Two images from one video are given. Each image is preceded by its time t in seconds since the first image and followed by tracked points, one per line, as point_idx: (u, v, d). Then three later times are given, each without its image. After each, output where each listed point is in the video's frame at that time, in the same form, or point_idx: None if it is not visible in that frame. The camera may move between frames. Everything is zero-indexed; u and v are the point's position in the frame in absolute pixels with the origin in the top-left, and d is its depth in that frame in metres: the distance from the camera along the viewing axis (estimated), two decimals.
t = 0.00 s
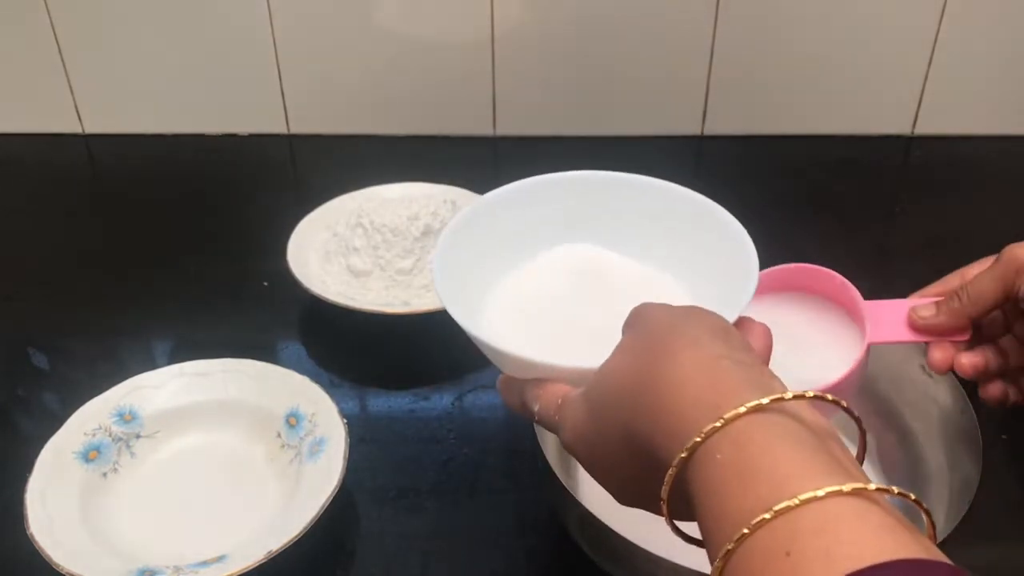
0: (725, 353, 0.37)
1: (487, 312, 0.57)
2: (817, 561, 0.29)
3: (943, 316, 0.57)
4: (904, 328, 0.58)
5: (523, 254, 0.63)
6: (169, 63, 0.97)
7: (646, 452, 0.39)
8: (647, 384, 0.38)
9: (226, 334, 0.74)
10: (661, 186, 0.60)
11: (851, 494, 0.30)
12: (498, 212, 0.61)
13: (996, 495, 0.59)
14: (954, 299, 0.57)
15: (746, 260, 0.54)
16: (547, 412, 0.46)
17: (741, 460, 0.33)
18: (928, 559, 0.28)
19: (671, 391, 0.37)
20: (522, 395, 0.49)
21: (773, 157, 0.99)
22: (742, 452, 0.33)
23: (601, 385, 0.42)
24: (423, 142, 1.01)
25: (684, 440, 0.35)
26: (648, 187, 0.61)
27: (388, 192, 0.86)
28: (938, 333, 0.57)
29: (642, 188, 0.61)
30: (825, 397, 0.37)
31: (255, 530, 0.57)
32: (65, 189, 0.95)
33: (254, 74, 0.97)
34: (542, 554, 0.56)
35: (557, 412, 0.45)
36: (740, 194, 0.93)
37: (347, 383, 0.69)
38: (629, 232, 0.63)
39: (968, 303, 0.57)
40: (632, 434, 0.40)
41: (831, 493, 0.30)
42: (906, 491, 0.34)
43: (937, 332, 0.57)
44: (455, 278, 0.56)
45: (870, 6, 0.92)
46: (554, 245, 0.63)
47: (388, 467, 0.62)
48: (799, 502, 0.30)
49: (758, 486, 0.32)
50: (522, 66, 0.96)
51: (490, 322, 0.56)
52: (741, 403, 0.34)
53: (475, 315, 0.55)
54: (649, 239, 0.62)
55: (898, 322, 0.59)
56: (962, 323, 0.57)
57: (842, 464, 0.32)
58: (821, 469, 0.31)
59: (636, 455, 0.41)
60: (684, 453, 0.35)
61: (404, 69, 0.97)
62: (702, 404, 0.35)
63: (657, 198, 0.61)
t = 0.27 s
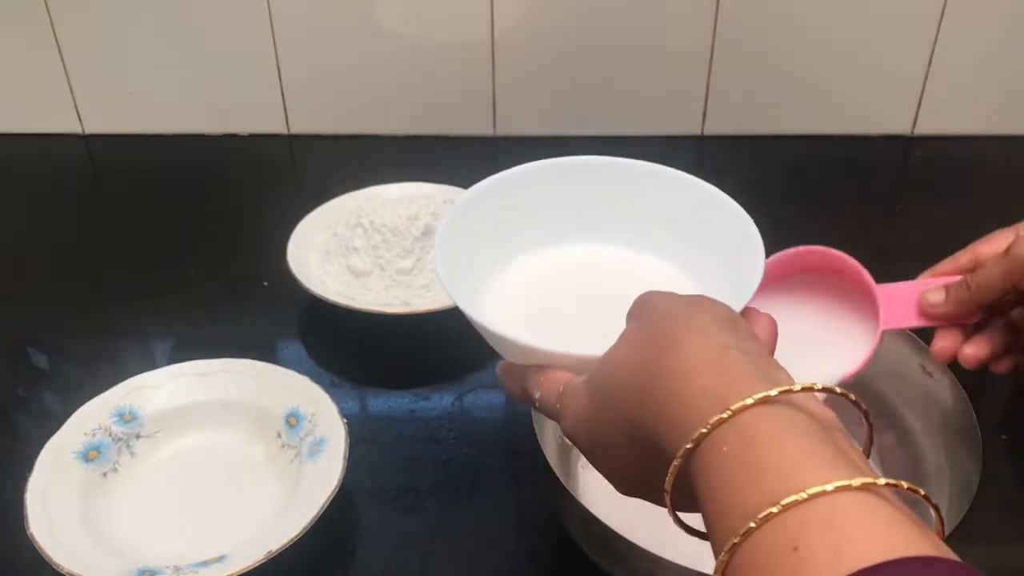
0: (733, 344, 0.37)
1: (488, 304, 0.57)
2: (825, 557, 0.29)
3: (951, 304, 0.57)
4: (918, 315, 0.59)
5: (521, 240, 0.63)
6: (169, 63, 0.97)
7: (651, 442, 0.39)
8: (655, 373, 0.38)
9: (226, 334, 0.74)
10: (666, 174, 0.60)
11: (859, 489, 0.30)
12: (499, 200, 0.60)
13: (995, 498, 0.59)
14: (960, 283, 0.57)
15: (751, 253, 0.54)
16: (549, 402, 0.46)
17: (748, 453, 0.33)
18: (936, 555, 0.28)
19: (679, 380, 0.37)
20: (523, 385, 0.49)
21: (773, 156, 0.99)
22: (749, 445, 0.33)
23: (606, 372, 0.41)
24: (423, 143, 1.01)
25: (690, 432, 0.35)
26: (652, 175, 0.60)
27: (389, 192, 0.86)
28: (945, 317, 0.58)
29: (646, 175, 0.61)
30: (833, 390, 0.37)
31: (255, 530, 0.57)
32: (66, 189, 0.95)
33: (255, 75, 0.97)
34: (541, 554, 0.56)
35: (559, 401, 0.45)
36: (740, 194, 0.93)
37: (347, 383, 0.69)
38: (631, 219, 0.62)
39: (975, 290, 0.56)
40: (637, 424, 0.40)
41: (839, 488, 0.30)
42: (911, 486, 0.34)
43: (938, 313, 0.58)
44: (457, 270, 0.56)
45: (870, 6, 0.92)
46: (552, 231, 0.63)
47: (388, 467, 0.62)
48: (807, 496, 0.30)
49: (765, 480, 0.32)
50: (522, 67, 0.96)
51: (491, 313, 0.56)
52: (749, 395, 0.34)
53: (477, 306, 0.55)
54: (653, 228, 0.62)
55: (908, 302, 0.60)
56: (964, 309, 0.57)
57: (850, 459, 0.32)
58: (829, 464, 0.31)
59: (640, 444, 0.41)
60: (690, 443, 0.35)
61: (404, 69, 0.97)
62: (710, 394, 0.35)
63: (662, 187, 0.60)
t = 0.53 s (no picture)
0: (738, 342, 0.37)
1: (489, 299, 0.57)
2: (833, 555, 0.28)
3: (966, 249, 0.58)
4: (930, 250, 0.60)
5: (521, 233, 0.62)
6: (169, 63, 0.97)
7: (653, 440, 0.39)
8: (658, 368, 0.38)
9: (226, 334, 0.74)
10: (668, 172, 0.60)
11: (865, 490, 0.30)
12: (499, 193, 0.60)
13: (995, 498, 0.59)
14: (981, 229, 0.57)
15: (753, 247, 0.54)
16: (549, 398, 0.46)
17: (754, 452, 0.33)
18: (944, 556, 0.28)
19: (684, 375, 0.37)
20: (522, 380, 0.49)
21: (773, 156, 0.99)
22: (755, 443, 0.33)
23: (608, 367, 0.41)
24: (423, 143, 1.01)
25: (695, 430, 0.35)
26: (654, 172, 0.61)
27: (389, 192, 0.86)
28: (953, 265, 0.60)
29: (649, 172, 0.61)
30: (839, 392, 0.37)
31: (255, 530, 0.57)
32: (66, 189, 0.95)
33: (255, 75, 0.97)
34: (541, 554, 0.56)
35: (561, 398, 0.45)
36: (740, 194, 0.93)
37: (347, 383, 0.69)
38: (633, 216, 0.62)
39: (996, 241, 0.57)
40: (638, 420, 0.40)
41: (846, 489, 0.30)
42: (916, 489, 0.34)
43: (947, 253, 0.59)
44: (457, 262, 0.56)
45: (870, 6, 0.92)
46: (552, 224, 0.63)
47: (388, 467, 0.62)
48: (814, 496, 0.30)
49: (771, 480, 0.31)
50: (522, 67, 0.96)
51: (492, 307, 0.56)
52: (755, 394, 0.34)
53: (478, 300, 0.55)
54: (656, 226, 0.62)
55: (917, 240, 0.61)
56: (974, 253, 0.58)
57: (855, 459, 0.32)
58: (836, 465, 0.31)
59: (641, 440, 0.40)
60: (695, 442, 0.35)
61: (404, 69, 0.97)
62: (716, 391, 0.35)
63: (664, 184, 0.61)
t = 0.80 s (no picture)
0: (738, 345, 0.37)
1: (486, 300, 0.57)
2: (836, 562, 0.28)
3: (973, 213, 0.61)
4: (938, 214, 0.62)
5: (519, 235, 0.63)
6: (169, 64, 0.97)
7: (652, 443, 0.39)
8: (658, 370, 0.38)
9: (227, 334, 0.74)
10: (667, 173, 0.60)
11: (868, 496, 0.30)
12: (497, 194, 0.60)
13: (996, 496, 0.59)
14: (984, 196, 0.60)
15: (752, 248, 0.54)
16: (548, 400, 0.46)
17: (755, 458, 0.33)
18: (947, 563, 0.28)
19: (684, 377, 0.37)
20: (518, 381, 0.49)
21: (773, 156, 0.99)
22: (756, 448, 0.33)
23: (607, 369, 0.41)
24: (423, 143, 1.01)
25: (696, 433, 0.35)
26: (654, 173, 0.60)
27: (389, 192, 0.86)
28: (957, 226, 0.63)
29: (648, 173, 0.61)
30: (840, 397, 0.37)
31: (255, 531, 0.57)
32: (66, 189, 0.95)
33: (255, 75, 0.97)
34: (541, 553, 0.56)
35: (560, 400, 0.45)
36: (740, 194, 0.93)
37: (347, 383, 0.69)
38: (633, 217, 0.62)
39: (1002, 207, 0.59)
40: (637, 423, 0.39)
41: (849, 495, 0.30)
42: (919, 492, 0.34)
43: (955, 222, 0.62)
44: (454, 264, 0.56)
45: (870, 6, 0.92)
46: (550, 225, 0.63)
47: (388, 467, 0.62)
48: (816, 503, 0.30)
49: (774, 485, 0.31)
50: (522, 67, 0.96)
51: (489, 309, 0.56)
52: (756, 399, 0.34)
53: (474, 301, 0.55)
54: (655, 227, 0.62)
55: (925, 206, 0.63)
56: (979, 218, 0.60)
57: (857, 465, 0.32)
58: (839, 471, 0.31)
59: (641, 444, 0.40)
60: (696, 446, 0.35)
61: (405, 69, 0.97)
62: (717, 393, 0.35)
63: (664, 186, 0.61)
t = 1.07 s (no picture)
0: (739, 350, 0.37)
1: (484, 302, 0.57)
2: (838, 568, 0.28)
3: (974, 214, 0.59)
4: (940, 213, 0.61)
5: (518, 237, 0.63)
6: (169, 64, 0.97)
7: (652, 447, 0.39)
8: (657, 374, 0.38)
9: (227, 334, 0.74)
10: (666, 176, 0.60)
11: (870, 502, 0.30)
12: (496, 196, 0.60)
13: (996, 496, 0.59)
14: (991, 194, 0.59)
15: (750, 249, 0.54)
16: (547, 404, 0.46)
17: (757, 464, 0.33)
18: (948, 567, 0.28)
19: (683, 382, 0.37)
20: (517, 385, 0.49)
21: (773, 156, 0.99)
22: (758, 455, 0.33)
23: (607, 374, 0.41)
24: (423, 143, 1.01)
25: (696, 438, 0.35)
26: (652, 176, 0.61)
27: (389, 192, 0.86)
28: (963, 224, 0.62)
29: (647, 176, 0.61)
30: (841, 403, 0.37)
31: (255, 531, 0.57)
32: (65, 189, 0.95)
33: (254, 75, 0.97)
34: (541, 553, 0.56)
35: (560, 405, 0.45)
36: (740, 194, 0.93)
37: (347, 383, 0.69)
38: (632, 220, 0.62)
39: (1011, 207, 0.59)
40: (637, 427, 0.39)
41: (850, 501, 0.30)
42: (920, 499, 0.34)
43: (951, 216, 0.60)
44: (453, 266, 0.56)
45: (870, 6, 0.92)
46: (548, 228, 0.63)
47: (388, 467, 0.62)
48: (818, 509, 0.30)
49: (775, 491, 0.31)
50: (522, 67, 0.96)
51: (487, 310, 0.56)
52: (757, 404, 0.34)
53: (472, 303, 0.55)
54: (655, 229, 0.62)
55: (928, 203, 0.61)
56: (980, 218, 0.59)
57: (858, 471, 0.32)
58: (841, 478, 0.31)
59: (640, 448, 0.40)
60: (695, 451, 0.35)
61: (405, 69, 0.97)
62: (717, 398, 0.35)
63: (663, 189, 0.61)
